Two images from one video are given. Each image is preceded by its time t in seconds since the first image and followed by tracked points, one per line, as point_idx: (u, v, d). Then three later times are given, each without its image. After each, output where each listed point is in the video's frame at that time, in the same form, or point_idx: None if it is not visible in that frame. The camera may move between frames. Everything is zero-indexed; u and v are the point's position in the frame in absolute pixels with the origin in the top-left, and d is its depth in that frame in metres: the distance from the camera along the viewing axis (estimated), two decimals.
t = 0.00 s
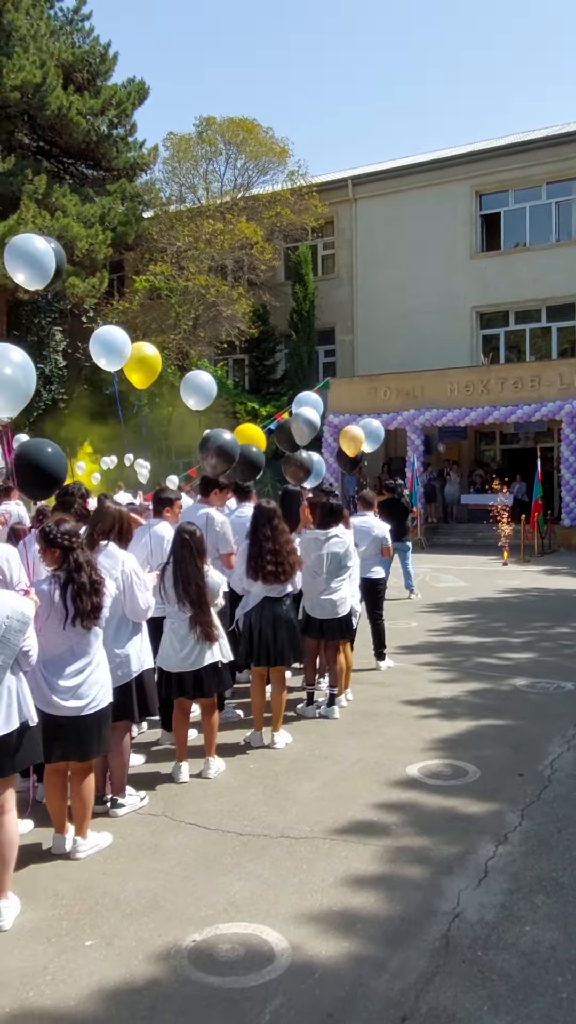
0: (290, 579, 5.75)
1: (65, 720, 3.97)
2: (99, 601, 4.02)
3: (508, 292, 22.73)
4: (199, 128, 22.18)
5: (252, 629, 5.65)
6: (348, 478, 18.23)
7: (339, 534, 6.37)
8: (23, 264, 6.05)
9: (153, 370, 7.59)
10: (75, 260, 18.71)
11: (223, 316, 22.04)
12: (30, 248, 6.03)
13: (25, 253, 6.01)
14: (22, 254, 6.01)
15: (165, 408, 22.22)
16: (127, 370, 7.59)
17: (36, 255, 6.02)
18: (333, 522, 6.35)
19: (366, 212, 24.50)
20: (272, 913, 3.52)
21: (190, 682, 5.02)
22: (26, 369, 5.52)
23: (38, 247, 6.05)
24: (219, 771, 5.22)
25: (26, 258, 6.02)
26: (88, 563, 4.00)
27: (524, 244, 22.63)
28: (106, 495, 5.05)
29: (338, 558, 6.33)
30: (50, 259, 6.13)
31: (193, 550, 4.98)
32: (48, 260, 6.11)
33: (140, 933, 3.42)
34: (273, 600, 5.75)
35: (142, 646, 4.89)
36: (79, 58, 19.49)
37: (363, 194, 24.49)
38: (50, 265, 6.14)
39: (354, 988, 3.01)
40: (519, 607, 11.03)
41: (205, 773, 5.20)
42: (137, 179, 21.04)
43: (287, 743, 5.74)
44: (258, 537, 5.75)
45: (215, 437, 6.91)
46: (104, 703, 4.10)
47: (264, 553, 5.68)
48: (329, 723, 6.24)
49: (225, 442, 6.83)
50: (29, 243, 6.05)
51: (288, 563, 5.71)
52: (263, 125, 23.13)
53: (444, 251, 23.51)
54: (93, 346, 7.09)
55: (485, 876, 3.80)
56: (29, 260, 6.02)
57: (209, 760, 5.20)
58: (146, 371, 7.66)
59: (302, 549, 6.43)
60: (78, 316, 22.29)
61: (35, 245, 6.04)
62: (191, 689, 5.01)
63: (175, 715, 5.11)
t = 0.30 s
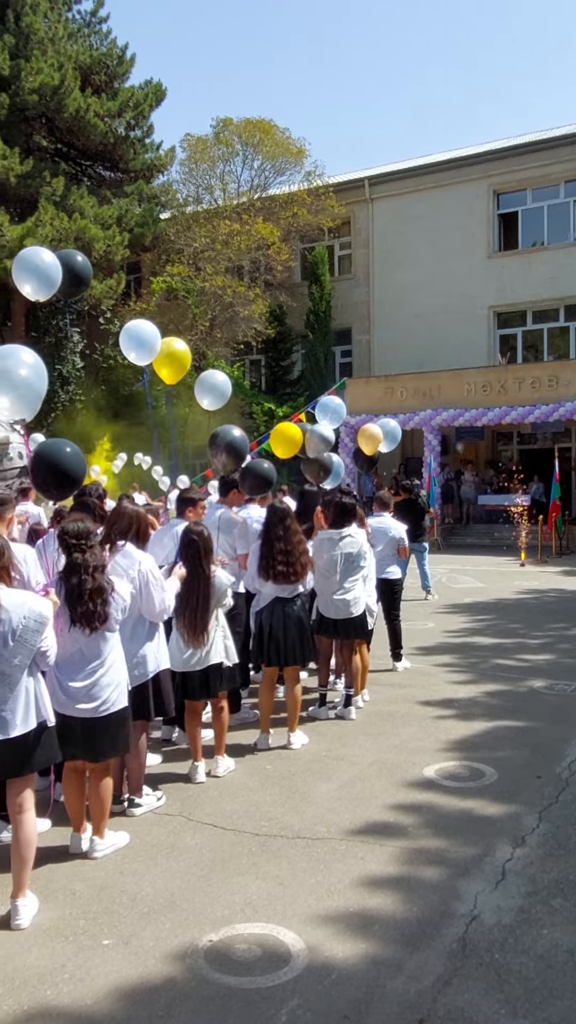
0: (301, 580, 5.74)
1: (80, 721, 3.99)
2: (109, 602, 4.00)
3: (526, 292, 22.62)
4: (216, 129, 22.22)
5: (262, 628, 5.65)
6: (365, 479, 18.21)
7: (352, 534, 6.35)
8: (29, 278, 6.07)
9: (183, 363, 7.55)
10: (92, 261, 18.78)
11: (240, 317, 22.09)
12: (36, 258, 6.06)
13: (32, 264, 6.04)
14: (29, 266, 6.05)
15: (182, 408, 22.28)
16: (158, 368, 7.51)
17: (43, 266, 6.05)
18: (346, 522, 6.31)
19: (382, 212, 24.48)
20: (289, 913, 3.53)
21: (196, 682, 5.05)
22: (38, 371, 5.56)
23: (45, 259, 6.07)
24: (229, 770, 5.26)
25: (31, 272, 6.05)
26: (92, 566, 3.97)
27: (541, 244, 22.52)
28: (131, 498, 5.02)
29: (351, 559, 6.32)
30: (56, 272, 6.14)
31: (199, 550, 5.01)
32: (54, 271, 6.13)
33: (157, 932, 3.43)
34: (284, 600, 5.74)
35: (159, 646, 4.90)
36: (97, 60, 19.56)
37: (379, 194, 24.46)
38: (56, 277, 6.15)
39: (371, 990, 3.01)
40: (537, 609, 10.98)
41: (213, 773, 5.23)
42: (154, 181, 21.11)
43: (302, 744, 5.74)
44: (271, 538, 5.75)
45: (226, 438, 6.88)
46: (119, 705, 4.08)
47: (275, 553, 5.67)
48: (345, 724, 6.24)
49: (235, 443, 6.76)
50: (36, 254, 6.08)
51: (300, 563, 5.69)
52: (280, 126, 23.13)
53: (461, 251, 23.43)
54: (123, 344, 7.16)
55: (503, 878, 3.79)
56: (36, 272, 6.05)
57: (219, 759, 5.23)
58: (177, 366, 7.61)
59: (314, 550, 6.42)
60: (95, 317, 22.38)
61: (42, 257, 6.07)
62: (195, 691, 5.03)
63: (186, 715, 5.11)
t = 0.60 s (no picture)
0: (305, 579, 5.71)
1: (93, 719, 4.02)
2: (104, 604, 3.99)
3: (544, 289, 22.49)
4: (232, 128, 22.20)
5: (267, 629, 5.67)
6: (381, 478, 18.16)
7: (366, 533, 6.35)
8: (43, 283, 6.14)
9: (209, 355, 7.66)
10: (109, 261, 18.83)
11: (256, 316, 22.10)
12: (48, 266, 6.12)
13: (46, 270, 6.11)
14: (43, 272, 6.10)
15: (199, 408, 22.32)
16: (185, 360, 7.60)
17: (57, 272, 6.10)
18: (359, 521, 6.33)
19: (399, 211, 24.40)
20: (306, 913, 3.52)
21: (215, 683, 5.05)
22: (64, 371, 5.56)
23: (57, 266, 6.12)
24: (250, 769, 5.24)
25: (44, 277, 6.12)
26: (101, 566, 3.97)
27: (559, 241, 22.39)
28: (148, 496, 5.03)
29: (368, 558, 6.30)
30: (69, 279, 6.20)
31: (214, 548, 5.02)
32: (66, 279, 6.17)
33: (174, 930, 3.43)
34: (289, 600, 5.72)
35: (176, 645, 4.91)
36: (113, 61, 19.58)
37: (396, 192, 24.39)
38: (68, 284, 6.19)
39: (388, 990, 2.99)
40: (555, 608, 10.92)
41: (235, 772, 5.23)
42: (170, 180, 21.13)
43: (317, 743, 5.74)
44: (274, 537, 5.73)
45: (231, 434, 6.79)
46: (130, 705, 4.08)
47: (276, 552, 5.67)
48: (361, 723, 6.22)
49: (239, 442, 6.68)
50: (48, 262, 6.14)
51: (302, 562, 5.67)
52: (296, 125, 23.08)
53: (478, 249, 23.32)
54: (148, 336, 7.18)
55: (521, 878, 3.76)
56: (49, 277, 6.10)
57: (240, 759, 5.22)
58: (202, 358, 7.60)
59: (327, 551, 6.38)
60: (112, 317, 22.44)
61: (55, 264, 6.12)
62: (212, 689, 5.03)
63: (204, 716, 5.13)
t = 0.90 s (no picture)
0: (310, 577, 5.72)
1: (106, 719, 4.05)
2: (113, 603, 4.02)
3: (555, 286, 22.41)
4: (242, 127, 22.14)
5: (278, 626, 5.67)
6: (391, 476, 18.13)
7: (374, 532, 6.34)
8: (39, 298, 6.10)
9: (225, 348, 7.39)
10: (120, 260, 18.89)
11: (266, 313, 22.10)
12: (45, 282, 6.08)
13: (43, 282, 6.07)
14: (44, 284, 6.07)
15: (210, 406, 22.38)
16: (199, 350, 7.43)
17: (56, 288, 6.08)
18: (368, 520, 6.32)
19: (409, 208, 24.35)
20: (316, 911, 3.52)
21: (241, 680, 5.00)
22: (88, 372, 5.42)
23: (52, 282, 6.09)
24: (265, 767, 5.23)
25: (40, 292, 6.08)
26: (112, 565, 3.99)
27: (571, 237, 22.29)
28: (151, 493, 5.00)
29: (378, 557, 6.29)
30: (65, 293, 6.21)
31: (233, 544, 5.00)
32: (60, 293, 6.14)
33: (185, 927, 3.45)
34: (294, 597, 5.75)
35: (188, 643, 4.94)
36: (123, 60, 19.62)
37: (406, 189, 24.34)
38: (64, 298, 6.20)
39: (398, 988, 3.00)
40: (566, 606, 10.89)
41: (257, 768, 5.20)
42: (180, 179, 21.15)
43: (322, 741, 5.81)
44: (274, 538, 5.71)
45: (236, 439, 6.74)
46: (140, 704, 4.08)
47: (274, 549, 5.69)
48: (372, 721, 6.22)
49: (244, 444, 6.64)
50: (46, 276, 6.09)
51: (298, 561, 5.62)
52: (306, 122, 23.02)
53: (488, 246, 23.25)
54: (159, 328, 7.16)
55: (531, 876, 3.76)
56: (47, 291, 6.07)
57: (256, 756, 5.21)
58: (219, 350, 7.44)
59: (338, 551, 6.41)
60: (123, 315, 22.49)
61: (51, 279, 6.07)
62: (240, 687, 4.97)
63: (219, 712, 5.14)
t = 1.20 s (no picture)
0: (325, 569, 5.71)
1: (120, 718, 4.05)
2: (125, 602, 4.02)
3: (566, 281, 22.30)
4: (251, 123, 22.08)
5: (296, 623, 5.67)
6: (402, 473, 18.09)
7: (370, 533, 6.27)
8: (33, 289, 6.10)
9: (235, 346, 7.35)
10: (131, 258, 18.92)
11: (276, 310, 22.08)
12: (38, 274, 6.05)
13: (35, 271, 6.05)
14: (37, 275, 6.04)
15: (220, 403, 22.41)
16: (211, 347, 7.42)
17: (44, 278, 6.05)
18: (364, 520, 6.24)
19: (419, 203, 24.28)
20: (326, 909, 3.53)
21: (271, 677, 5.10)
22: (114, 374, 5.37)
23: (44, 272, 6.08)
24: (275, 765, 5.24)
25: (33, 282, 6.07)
26: (121, 564, 3.99)
27: None
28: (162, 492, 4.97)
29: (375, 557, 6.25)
30: (57, 282, 6.17)
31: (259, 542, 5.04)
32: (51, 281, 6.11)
33: (195, 925, 3.46)
34: (309, 593, 5.75)
35: (199, 642, 4.95)
36: (133, 57, 19.64)
37: (416, 185, 24.26)
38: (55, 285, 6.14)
39: (408, 987, 3.00)
40: None
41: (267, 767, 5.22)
42: (190, 177, 21.15)
43: (342, 741, 5.74)
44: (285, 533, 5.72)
45: (246, 434, 6.72)
46: (153, 702, 4.09)
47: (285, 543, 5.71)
48: (382, 719, 6.21)
49: (254, 438, 6.63)
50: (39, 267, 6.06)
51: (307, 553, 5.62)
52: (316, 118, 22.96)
53: (499, 241, 23.14)
54: (164, 329, 7.15)
55: (542, 876, 3.75)
56: (38, 283, 6.04)
57: (267, 754, 5.22)
58: (230, 348, 7.41)
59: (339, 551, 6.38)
60: (133, 313, 22.53)
61: (44, 270, 6.03)
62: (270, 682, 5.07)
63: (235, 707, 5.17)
